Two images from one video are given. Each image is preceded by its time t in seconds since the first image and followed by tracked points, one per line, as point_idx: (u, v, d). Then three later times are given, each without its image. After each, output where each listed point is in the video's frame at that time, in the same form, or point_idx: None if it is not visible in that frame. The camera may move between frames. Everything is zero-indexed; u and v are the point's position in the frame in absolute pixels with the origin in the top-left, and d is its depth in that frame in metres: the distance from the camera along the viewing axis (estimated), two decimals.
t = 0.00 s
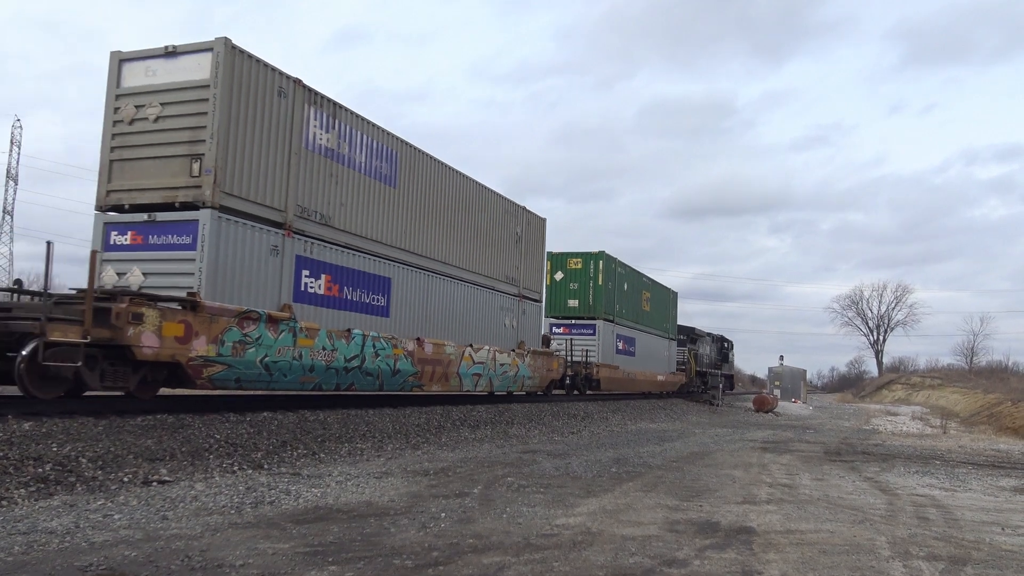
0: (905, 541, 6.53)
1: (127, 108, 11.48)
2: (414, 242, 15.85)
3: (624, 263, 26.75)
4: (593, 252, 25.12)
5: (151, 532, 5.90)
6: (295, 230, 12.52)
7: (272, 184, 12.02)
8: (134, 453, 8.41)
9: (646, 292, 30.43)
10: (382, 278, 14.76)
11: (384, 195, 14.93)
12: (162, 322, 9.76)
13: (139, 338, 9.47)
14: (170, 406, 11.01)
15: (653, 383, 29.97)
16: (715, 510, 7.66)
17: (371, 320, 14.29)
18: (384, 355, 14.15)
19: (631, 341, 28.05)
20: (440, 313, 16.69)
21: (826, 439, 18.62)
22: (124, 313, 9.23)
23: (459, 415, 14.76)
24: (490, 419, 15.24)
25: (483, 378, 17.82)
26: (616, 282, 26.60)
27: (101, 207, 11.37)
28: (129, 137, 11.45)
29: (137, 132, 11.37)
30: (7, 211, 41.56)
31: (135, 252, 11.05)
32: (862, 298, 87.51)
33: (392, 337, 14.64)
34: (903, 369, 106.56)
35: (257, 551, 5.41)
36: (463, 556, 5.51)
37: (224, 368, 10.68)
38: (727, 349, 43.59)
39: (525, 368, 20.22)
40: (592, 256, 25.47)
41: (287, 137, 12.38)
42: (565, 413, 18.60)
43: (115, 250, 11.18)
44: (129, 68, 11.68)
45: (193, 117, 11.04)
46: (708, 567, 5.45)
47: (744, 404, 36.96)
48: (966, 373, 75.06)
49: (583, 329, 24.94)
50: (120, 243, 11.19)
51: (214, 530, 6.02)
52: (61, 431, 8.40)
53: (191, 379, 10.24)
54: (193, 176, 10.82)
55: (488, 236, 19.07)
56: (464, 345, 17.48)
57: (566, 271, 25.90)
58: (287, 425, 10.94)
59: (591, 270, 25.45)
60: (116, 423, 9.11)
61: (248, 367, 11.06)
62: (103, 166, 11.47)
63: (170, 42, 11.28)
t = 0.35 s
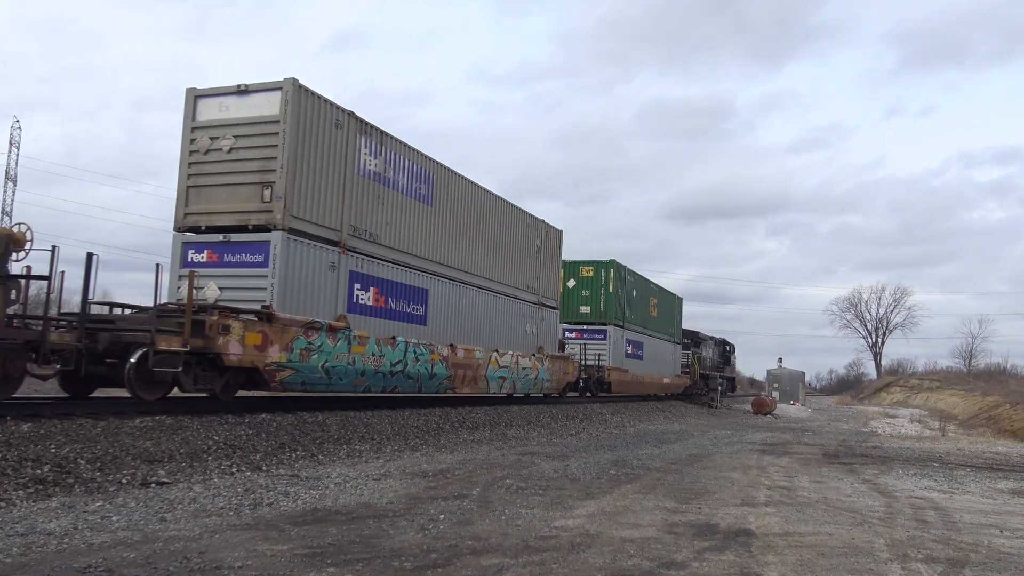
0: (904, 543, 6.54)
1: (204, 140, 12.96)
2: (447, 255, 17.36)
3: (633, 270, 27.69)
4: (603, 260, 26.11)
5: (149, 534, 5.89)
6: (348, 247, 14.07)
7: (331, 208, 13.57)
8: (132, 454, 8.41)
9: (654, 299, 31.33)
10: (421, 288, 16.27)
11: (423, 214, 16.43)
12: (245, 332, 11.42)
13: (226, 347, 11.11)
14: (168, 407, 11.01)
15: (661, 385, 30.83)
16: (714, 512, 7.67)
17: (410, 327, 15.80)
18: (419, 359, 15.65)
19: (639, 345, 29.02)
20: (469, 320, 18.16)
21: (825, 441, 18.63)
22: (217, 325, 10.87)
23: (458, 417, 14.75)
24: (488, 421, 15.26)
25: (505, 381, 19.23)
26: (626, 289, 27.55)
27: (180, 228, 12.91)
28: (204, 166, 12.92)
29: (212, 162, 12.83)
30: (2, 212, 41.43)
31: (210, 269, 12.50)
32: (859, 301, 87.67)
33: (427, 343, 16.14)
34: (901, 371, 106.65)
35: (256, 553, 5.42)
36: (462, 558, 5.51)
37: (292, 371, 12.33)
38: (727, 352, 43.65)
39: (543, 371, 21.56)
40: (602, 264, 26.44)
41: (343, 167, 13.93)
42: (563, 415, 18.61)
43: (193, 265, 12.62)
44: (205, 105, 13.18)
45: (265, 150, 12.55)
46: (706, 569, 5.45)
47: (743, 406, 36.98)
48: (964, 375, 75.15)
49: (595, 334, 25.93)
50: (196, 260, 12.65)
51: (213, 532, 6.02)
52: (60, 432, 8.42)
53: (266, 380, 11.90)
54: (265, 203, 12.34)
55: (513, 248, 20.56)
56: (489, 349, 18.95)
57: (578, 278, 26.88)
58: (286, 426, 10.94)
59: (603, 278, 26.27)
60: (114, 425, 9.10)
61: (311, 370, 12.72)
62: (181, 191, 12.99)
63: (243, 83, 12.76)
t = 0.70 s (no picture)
0: (902, 545, 6.54)
1: (264, 167, 14.34)
2: (474, 267, 18.71)
3: (640, 277, 28.83)
4: (612, 267, 27.30)
5: (148, 536, 5.88)
6: (392, 262, 15.40)
7: (378, 227, 14.91)
8: (131, 456, 8.40)
9: (661, 305, 32.36)
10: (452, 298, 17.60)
11: (454, 230, 17.78)
12: (311, 341, 12.80)
13: (296, 354, 12.56)
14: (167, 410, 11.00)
15: (668, 387, 31.74)
16: (712, 514, 7.67)
17: (443, 334, 17.10)
18: (450, 365, 16.98)
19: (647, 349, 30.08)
20: (494, 326, 19.49)
21: (824, 442, 18.63)
22: (288, 334, 12.32)
23: (456, 419, 14.73)
24: (487, 423, 15.25)
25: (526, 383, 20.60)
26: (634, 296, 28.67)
27: (243, 246, 14.29)
28: (264, 189, 14.30)
29: (272, 186, 14.20)
30: None
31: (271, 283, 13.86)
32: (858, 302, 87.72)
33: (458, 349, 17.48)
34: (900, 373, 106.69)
35: (255, 555, 5.41)
36: (461, 560, 5.51)
37: (347, 375, 13.75)
38: (726, 354, 43.68)
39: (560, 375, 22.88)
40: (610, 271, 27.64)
41: (388, 189, 15.26)
42: (562, 417, 18.60)
43: (256, 281, 13.98)
44: (265, 134, 14.59)
45: (319, 175, 13.89)
46: (704, 570, 5.46)
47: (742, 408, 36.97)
48: (962, 377, 75.22)
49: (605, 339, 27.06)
50: (259, 275, 14.03)
51: (212, 534, 6.01)
52: (58, 435, 8.41)
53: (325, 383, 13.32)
54: (321, 224, 13.65)
55: (533, 259, 21.92)
56: (513, 354, 20.28)
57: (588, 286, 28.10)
58: (285, 428, 10.94)
59: (611, 284, 27.47)
60: (113, 427, 9.10)
61: (363, 374, 14.14)
62: (243, 213, 14.37)
63: (301, 115, 14.16)
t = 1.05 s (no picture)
0: (903, 546, 6.53)
1: (315, 189, 15.49)
2: (501, 277, 19.86)
3: (649, 283, 29.26)
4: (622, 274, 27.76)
5: (147, 539, 5.86)
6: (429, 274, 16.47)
7: (417, 242, 16.02)
8: (130, 459, 8.39)
9: (668, 309, 32.80)
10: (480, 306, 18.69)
11: (481, 242, 18.90)
12: (363, 347, 14.03)
13: (351, 360, 13.77)
14: (166, 412, 10.97)
15: (674, 387, 32.18)
16: (713, 515, 7.66)
17: (473, 341, 18.21)
18: (480, 368, 18.07)
19: (655, 351, 30.57)
20: (517, 332, 20.55)
21: (825, 443, 18.63)
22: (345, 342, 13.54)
23: (455, 420, 14.71)
24: (487, 425, 15.23)
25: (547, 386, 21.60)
26: (643, 301, 29.14)
27: (296, 261, 15.50)
28: (314, 209, 15.44)
29: (322, 206, 15.35)
30: None
31: (323, 295, 15.04)
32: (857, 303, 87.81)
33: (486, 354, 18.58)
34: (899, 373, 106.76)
35: (255, 557, 5.40)
36: (461, 562, 5.49)
37: (393, 378, 14.90)
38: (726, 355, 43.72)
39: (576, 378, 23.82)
40: (621, 278, 28.11)
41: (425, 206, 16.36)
42: (562, 418, 18.58)
43: (308, 293, 15.17)
44: (315, 158, 15.81)
45: (366, 196, 15.04)
46: (705, 572, 5.45)
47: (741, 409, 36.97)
48: (962, 377, 75.28)
49: (615, 342, 27.55)
50: (310, 288, 15.20)
51: (211, 536, 6.00)
52: (57, 437, 8.39)
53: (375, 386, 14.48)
54: (368, 241, 14.80)
55: (552, 268, 23.04)
56: (535, 358, 21.41)
57: (598, 291, 28.56)
58: (284, 430, 10.92)
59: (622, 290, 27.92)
60: (112, 429, 9.09)
61: (406, 377, 15.29)
62: (295, 231, 15.53)
63: (349, 141, 15.35)
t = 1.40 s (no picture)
0: (906, 546, 6.51)
1: (360, 207, 16.48)
2: (529, 286, 20.70)
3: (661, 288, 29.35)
4: (635, 280, 27.87)
5: (151, 539, 5.88)
6: (465, 284, 17.41)
7: (453, 255, 16.93)
8: (134, 459, 8.41)
9: (679, 312, 32.88)
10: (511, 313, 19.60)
11: (511, 253, 19.80)
12: (409, 352, 14.97)
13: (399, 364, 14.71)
14: (169, 413, 10.99)
15: (683, 388, 32.26)
16: (716, 516, 7.64)
17: (503, 345, 19.04)
18: (510, 371, 18.89)
19: (665, 353, 30.70)
20: (544, 338, 21.42)
21: (828, 443, 18.57)
22: (394, 348, 14.50)
23: (458, 421, 14.71)
24: (489, 425, 15.22)
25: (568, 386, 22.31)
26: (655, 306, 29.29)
27: (343, 272, 16.55)
28: (360, 226, 16.45)
29: (367, 223, 16.34)
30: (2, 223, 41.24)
31: (368, 304, 15.98)
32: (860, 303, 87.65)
33: (514, 358, 19.36)
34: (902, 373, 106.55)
35: (258, 558, 5.41)
36: (463, 562, 5.50)
37: (434, 380, 15.79)
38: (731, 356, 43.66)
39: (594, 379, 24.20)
40: (634, 283, 28.24)
41: (463, 220, 17.36)
42: (565, 419, 18.56)
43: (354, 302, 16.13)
44: (359, 178, 16.79)
45: (409, 213, 16.00)
46: (708, 572, 5.44)
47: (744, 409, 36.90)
48: (965, 377, 75.10)
49: (627, 345, 27.70)
50: (356, 297, 16.13)
51: (215, 537, 6.00)
52: (61, 438, 8.42)
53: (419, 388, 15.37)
54: (411, 255, 15.79)
55: (575, 277, 23.91)
56: (558, 361, 22.19)
57: (611, 296, 28.69)
58: (287, 431, 10.93)
59: (634, 296, 28.03)
60: (115, 430, 9.09)
61: (445, 379, 16.14)
62: (342, 245, 16.61)
63: (392, 163, 16.33)
